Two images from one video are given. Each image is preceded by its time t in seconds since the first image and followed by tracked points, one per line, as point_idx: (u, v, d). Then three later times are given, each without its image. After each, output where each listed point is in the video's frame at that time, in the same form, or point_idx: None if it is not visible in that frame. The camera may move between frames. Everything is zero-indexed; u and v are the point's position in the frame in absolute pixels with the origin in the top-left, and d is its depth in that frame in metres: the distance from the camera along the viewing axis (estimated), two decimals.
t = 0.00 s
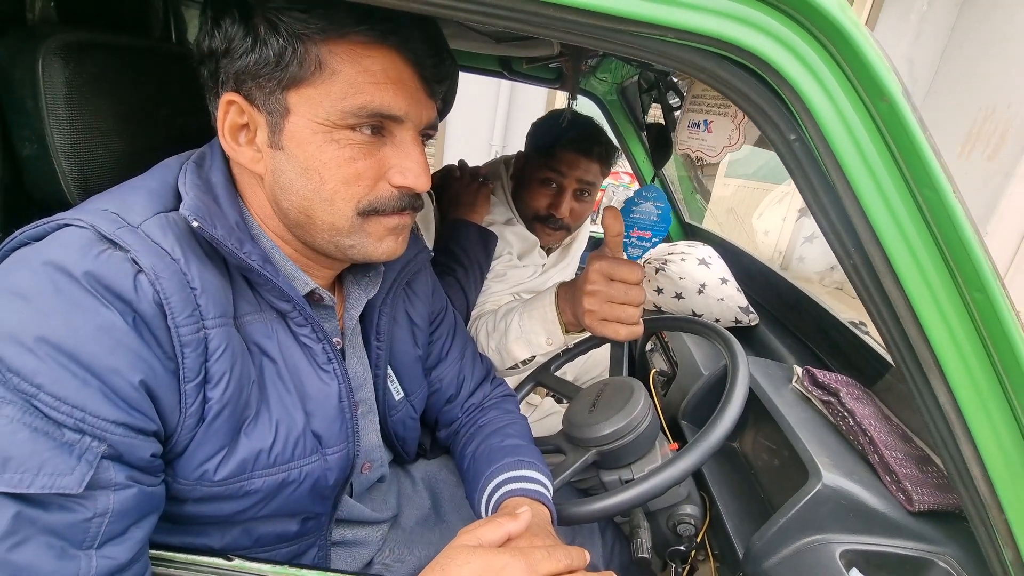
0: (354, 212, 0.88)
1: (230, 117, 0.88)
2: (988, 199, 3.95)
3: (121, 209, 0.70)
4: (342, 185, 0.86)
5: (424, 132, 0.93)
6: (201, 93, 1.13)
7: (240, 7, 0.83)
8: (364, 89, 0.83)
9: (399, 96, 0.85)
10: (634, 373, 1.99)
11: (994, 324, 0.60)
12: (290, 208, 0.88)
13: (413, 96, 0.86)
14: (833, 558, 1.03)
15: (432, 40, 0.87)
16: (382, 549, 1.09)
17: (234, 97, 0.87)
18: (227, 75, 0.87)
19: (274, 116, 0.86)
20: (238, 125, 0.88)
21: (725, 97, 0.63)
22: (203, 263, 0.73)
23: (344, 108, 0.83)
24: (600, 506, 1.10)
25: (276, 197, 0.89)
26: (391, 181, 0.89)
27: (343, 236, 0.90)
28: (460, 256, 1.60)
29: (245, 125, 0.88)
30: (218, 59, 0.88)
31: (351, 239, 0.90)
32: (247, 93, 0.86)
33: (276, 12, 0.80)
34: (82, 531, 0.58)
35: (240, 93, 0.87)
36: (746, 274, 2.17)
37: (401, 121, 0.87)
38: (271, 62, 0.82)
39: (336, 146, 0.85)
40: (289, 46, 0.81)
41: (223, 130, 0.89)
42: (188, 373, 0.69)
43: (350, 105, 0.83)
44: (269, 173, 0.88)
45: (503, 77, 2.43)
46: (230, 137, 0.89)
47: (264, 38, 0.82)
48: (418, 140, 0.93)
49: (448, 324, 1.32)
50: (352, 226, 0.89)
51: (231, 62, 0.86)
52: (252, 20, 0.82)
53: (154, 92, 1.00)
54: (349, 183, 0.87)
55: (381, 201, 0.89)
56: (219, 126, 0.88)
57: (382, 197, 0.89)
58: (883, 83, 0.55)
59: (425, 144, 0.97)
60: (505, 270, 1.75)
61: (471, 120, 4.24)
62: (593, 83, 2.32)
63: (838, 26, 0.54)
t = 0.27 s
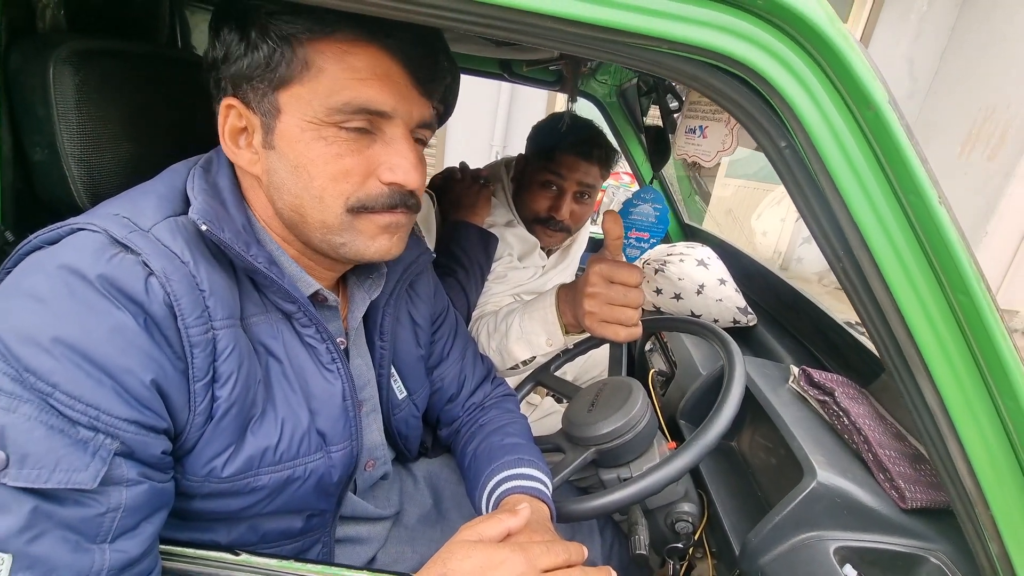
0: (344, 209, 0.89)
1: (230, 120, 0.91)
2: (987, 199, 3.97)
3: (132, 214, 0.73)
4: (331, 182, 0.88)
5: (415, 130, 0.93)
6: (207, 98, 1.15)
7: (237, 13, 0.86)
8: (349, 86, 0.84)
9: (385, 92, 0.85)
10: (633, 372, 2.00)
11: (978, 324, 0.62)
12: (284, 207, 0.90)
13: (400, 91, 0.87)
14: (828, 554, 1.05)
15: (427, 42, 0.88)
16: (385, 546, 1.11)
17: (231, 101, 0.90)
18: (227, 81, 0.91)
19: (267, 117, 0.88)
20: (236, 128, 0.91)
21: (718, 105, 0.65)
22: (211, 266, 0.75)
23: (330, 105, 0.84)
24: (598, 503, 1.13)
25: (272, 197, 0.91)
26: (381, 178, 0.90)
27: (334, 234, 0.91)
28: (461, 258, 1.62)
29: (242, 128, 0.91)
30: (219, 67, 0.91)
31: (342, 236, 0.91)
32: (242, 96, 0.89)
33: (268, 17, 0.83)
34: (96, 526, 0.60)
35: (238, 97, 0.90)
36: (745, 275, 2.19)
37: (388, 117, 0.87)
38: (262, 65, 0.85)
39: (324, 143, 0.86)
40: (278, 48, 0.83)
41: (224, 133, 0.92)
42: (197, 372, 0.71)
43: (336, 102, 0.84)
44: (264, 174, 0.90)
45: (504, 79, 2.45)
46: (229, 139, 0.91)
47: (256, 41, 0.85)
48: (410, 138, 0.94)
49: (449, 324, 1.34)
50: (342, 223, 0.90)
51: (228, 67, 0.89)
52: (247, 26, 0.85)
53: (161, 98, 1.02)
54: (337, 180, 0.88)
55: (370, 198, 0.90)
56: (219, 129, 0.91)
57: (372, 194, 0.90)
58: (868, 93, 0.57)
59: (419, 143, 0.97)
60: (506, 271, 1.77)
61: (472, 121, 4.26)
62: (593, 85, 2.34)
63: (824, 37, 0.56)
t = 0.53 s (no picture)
0: (316, 196, 0.89)
1: (222, 118, 0.93)
2: (988, 198, 3.96)
3: (138, 212, 0.74)
4: (303, 169, 0.88)
5: (393, 117, 0.92)
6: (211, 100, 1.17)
7: (225, 15, 0.89)
8: (315, 70, 0.84)
9: (351, 76, 0.85)
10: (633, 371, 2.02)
11: (964, 320, 0.63)
12: (266, 200, 0.91)
13: (368, 75, 0.86)
14: (822, 549, 1.06)
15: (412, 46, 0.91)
16: (386, 540, 1.12)
17: (223, 101, 0.93)
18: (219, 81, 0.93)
19: (249, 111, 0.90)
20: (227, 126, 0.93)
21: (712, 107, 0.67)
22: (216, 262, 0.77)
23: (298, 91, 0.85)
24: (596, 499, 1.14)
25: (257, 191, 0.92)
26: (353, 164, 0.89)
27: (310, 224, 0.90)
28: (461, 257, 1.64)
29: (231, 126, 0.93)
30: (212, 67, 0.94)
31: (316, 224, 0.90)
32: (229, 94, 0.92)
33: (248, 14, 0.85)
34: (105, 516, 0.62)
35: (228, 95, 0.92)
36: (745, 274, 2.20)
37: (358, 101, 0.87)
38: (242, 60, 0.87)
39: (295, 130, 0.87)
40: (254, 41, 0.85)
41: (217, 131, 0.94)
42: (202, 366, 0.73)
43: (303, 87, 0.85)
44: (250, 168, 0.92)
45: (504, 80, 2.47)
46: (221, 137, 0.93)
47: (238, 38, 0.88)
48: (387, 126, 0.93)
49: (449, 322, 1.36)
50: (316, 211, 0.89)
51: (218, 67, 0.92)
52: (234, 24, 0.88)
53: (166, 100, 1.04)
54: (309, 167, 0.88)
55: (343, 184, 0.89)
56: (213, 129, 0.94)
57: (344, 181, 0.89)
58: (855, 94, 0.59)
59: (401, 133, 0.96)
60: (506, 270, 1.79)
61: (474, 122, 4.28)
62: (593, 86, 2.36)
63: (812, 41, 0.58)
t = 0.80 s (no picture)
0: (317, 206, 0.91)
1: (224, 128, 0.95)
2: (988, 197, 3.96)
3: (143, 220, 0.76)
4: (304, 180, 0.90)
5: (392, 127, 0.94)
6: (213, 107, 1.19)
7: (227, 26, 0.90)
8: (315, 83, 0.86)
9: (351, 88, 0.87)
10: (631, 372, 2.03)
11: (949, 327, 0.65)
12: (268, 208, 0.93)
13: (368, 87, 0.88)
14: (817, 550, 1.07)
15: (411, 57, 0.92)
16: (386, 541, 1.14)
17: (224, 110, 0.94)
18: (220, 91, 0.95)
19: (251, 121, 0.91)
20: (229, 135, 0.95)
21: (704, 117, 0.68)
22: (219, 269, 0.78)
23: (300, 104, 0.87)
24: (592, 500, 1.16)
25: (259, 200, 0.94)
26: (353, 174, 0.91)
27: (311, 232, 0.92)
28: (461, 259, 1.65)
29: (233, 135, 0.95)
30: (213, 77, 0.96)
31: (317, 233, 0.92)
32: (231, 103, 0.93)
33: (247, 25, 0.87)
34: (111, 518, 0.64)
35: (229, 105, 0.94)
36: (743, 276, 2.21)
37: (357, 113, 0.89)
38: (243, 72, 0.89)
39: (296, 142, 0.89)
40: (256, 54, 0.87)
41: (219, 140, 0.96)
42: (206, 370, 0.74)
43: (304, 100, 0.86)
44: (252, 177, 0.94)
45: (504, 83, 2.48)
46: (223, 146, 0.95)
47: (239, 50, 0.89)
48: (386, 136, 0.95)
49: (449, 325, 1.37)
50: (316, 220, 0.91)
51: (220, 77, 0.93)
52: (233, 35, 0.89)
53: (168, 106, 1.06)
54: (310, 177, 0.90)
55: (343, 194, 0.91)
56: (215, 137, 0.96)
57: (345, 191, 0.91)
58: (842, 106, 0.60)
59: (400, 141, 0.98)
60: (506, 272, 1.80)
61: (475, 123, 4.30)
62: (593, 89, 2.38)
63: (801, 54, 0.59)
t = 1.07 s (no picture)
0: (336, 211, 0.93)
1: (239, 132, 0.97)
2: (990, 197, 3.96)
3: (158, 220, 0.78)
4: (323, 185, 0.92)
5: (407, 134, 0.97)
6: (222, 109, 1.21)
7: (242, 31, 0.92)
8: (336, 92, 0.88)
9: (372, 97, 0.89)
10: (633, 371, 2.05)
11: (943, 325, 0.67)
12: (285, 212, 0.96)
13: (387, 96, 0.90)
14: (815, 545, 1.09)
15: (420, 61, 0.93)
16: (391, 535, 1.16)
17: (239, 114, 0.96)
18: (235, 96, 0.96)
19: (268, 126, 0.93)
20: (243, 139, 0.96)
21: (704, 119, 0.70)
22: (231, 268, 0.80)
23: (319, 112, 0.89)
24: (595, 496, 1.18)
25: (275, 203, 0.96)
26: (371, 180, 0.93)
27: (329, 235, 0.95)
28: (465, 259, 1.67)
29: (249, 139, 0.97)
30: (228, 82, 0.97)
31: (335, 237, 0.95)
32: (246, 108, 0.95)
33: (264, 32, 0.88)
34: (128, 508, 0.66)
35: (245, 109, 0.95)
36: (744, 276, 2.23)
37: (376, 121, 0.91)
38: (261, 78, 0.90)
39: (316, 149, 0.91)
40: (274, 61, 0.88)
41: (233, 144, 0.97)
42: (218, 366, 0.76)
43: (324, 109, 0.88)
44: (268, 181, 0.96)
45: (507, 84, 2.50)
46: (239, 149, 0.97)
47: (256, 57, 0.90)
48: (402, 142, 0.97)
49: (453, 323, 1.39)
50: (335, 224, 0.94)
51: (235, 82, 0.95)
52: (249, 42, 0.91)
53: (178, 107, 1.08)
54: (329, 182, 0.92)
55: (362, 199, 0.94)
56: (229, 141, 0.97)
57: (363, 196, 0.94)
58: (837, 110, 0.62)
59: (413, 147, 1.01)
60: (510, 272, 1.82)
61: (478, 124, 4.32)
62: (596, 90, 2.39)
63: (798, 60, 0.61)
